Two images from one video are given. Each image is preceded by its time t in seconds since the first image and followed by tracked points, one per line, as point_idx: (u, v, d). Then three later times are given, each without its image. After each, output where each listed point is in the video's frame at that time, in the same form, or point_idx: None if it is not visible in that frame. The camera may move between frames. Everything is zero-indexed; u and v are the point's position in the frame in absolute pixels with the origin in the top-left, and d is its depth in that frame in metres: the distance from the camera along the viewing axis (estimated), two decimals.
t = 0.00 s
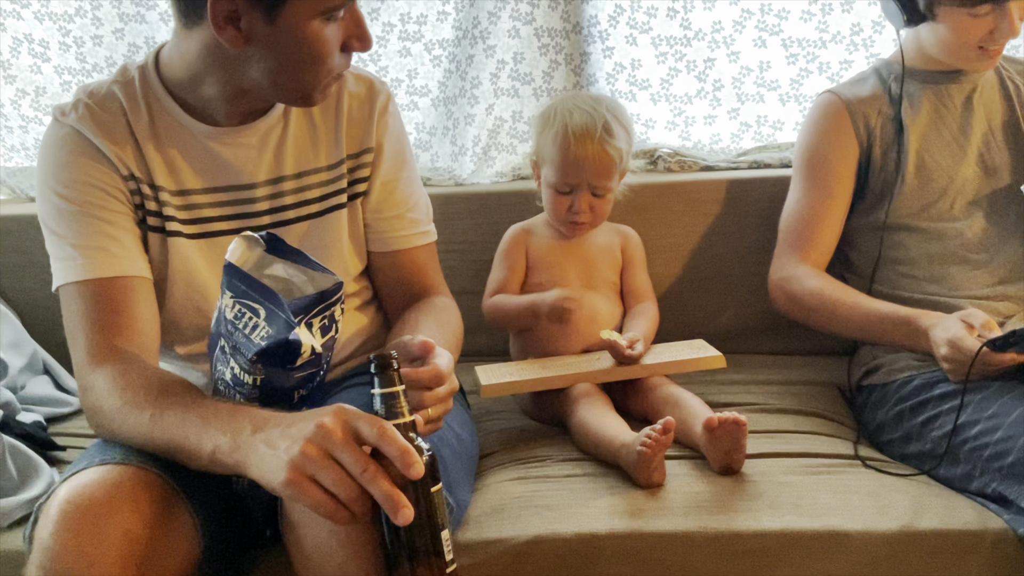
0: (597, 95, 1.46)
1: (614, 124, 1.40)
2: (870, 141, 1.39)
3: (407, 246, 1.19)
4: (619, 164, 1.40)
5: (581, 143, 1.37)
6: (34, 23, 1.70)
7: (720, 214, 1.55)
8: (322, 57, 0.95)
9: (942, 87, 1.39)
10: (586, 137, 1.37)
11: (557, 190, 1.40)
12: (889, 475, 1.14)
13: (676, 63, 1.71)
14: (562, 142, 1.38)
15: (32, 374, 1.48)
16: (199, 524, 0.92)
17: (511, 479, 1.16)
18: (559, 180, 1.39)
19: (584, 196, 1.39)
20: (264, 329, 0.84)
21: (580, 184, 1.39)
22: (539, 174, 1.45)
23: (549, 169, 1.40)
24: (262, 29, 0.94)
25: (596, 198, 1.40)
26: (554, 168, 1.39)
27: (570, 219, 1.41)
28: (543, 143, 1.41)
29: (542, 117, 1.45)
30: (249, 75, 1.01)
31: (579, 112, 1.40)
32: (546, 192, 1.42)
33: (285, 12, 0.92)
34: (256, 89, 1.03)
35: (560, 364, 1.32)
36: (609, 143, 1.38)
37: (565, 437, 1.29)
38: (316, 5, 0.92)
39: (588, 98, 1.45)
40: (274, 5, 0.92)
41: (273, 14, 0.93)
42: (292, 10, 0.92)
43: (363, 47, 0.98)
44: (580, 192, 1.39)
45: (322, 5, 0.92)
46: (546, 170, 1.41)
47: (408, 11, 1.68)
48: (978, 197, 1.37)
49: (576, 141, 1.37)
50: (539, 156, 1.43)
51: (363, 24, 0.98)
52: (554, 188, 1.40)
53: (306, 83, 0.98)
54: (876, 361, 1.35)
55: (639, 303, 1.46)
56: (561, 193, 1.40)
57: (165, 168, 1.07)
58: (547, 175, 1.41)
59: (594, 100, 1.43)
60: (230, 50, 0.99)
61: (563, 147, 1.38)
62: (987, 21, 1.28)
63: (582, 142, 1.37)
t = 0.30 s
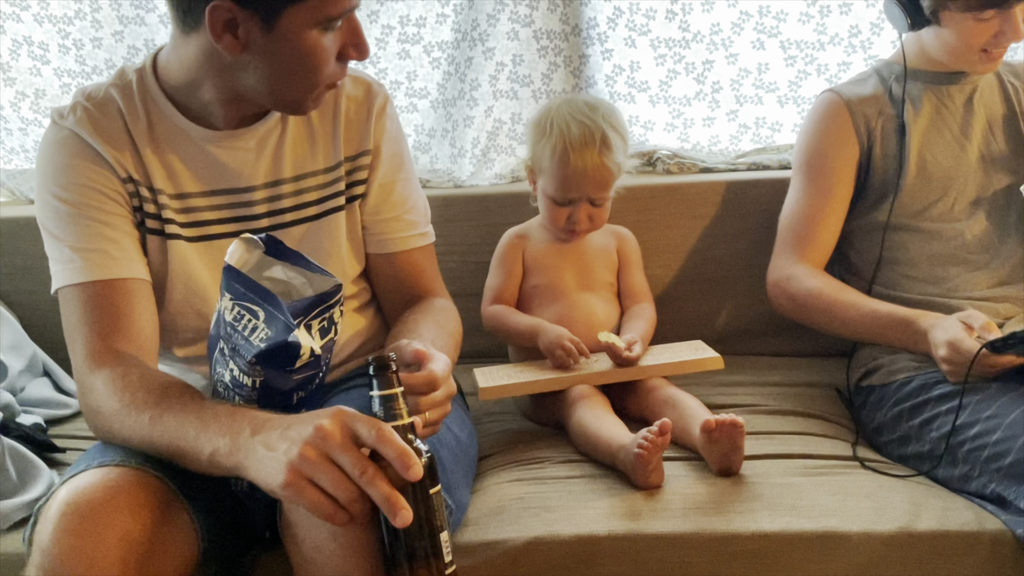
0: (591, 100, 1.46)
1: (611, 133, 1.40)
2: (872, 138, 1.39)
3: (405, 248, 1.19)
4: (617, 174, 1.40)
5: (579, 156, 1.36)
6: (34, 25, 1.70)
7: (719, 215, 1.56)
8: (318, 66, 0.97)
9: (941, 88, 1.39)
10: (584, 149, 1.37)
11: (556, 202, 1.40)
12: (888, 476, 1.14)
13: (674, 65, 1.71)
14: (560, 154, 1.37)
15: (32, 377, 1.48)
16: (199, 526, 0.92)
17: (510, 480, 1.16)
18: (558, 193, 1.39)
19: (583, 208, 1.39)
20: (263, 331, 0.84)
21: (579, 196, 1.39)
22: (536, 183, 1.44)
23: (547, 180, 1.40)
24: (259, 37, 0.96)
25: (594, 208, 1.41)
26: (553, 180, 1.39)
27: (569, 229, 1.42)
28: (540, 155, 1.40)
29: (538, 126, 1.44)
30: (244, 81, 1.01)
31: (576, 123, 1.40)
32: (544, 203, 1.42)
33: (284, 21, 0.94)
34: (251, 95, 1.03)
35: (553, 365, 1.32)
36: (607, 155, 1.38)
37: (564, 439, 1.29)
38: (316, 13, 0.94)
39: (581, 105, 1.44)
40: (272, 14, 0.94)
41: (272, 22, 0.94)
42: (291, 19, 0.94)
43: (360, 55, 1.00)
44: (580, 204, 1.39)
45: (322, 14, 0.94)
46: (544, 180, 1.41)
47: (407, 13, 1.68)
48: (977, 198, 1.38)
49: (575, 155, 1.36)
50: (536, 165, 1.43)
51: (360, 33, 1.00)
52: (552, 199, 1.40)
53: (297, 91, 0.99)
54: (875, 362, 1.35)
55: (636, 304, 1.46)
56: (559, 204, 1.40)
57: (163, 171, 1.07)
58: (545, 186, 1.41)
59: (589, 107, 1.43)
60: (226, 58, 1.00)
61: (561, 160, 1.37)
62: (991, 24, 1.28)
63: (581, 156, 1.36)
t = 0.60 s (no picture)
0: (592, 103, 1.46)
1: (613, 136, 1.40)
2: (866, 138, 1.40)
3: (405, 248, 1.19)
4: (619, 178, 1.41)
5: (582, 162, 1.36)
6: (35, 26, 1.70)
7: (719, 216, 1.56)
8: (315, 73, 0.97)
9: (936, 88, 1.39)
10: (587, 154, 1.37)
11: (557, 206, 1.40)
12: (888, 477, 1.14)
13: (674, 65, 1.71)
14: (563, 160, 1.37)
15: (32, 377, 1.48)
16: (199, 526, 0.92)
17: (511, 481, 1.16)
18: (560, 197, 1.39)
19: (586, 212, 1.40)
20: (263, 332, 0.84)
21: (582, 201, 1.39)
22: (537, 186, 1.44)
23: (549, 184, 1.40)
24: (257, 43, 0.95)
25: (597, 212, 1.41)
26: (555, 184, 1.39)
27: (572, 232, 1.42)
28: (542, 158, 1.41)
29: (539, 130, 1.44)
30: (241, 87, 1.01)
31: (577, 127, 1.39)
32: (547, 207, 1.42)
33: (281, 28, 0.93)
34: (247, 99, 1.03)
35: (554, 366, 1.33)
36: (610, 159, 1.38)
37: (564, 440, 1.29)
38: (312, 21, 0.93)
39: (582, 108, 1.44)
40: (270, 20, 0.93)
41: (269, 29, 0.94)
42: (288, 26, 0.93)
43: (358, 59, 1.00)
44: (583, 208, 1.40)
45: (321, 20, 0.93)
46: (546, 184, 1.41)
47: (407, 14, 1.68)
48: (977, 198, 1.38)
49: (577, 159, 1.36)
50: (538, 170, 1.43)
51: (357, 37, 0.99)
52: (554, 204, 1.40)
53: (296, 96, 0.99)
54: (875, 363, 1.35)
55: (636, 305, 1.46)
56: (562, 208, 1.40)
57: (162, 172, 1.07)
58: (547, 190, 1.41)
59: (591, 111, 1.43)
60: (223, 62, 1.00)
61: (564, 165, 1.37)
62: (977, 21, 1.28)
63: (583, 160, 1.36)
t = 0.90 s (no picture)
0: (594, 104, 1.45)
1: (617, 137, 1.40)
2: (861, 139, 1.40)
3: (405, 248, 1.20)
4: (623, 179, 1.41)
5: (587, 164, 1.37)
6: (35, 26, 1.70)
7: (719, 216, 1.56)
8: (314, 77, 0.97)
9: (928, 90, 1.39)
10: (591, 157, 1.37)
11: (561, 208, 1.40)
12: (889, 477, 1.14)
13: (675, 66, 1.71)
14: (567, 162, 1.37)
15: (33, 378, 1.48)
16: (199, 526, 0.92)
17: (511, 482, 1.16)
18: (564, 199, 1.39)
19: (590, 213, 1.40)
20: (264, 332, 0.84)
21: (587, 203, 1.39)
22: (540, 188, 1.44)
23: (553, 186, 1.40)
24: (254, 49, 0.95)
25: (601, 213, 1.41)
26: (559, 186, 1.39)
27: (576, 233, 1.42)
28: (545, 160, 1.41)
29: (541, 133, 1.44)
30: (240, 91, 1.01)
31: (581, 128, 1.40)
32: (550, 209, 1.42)
33: (278, 34, 0.93)
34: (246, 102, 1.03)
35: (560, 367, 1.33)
36: (614, 160, 1.38)
37: (564, 440, 1.29)
38: (310, 27, 0.93)
39: (584, 109, 1.44)
40: (267, 27, 0.93)
41: (266, 35, 0.94)
42: (285, 32, 0.93)
43: (356, 65, 0.99)
44: (587, 209, 1.40)
45: (318, 27, 0.93)
46: (550, 187, 1.41)
47: (408, 14, 1.68)
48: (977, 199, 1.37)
49: (582, 162, 1.37)
50: (541, 172, 1.43)
51: (355, 41, 0.99)
52: (558, 206, 1.40)
53: (295, 100, 0.98)
54: (874, 364, 1.35)
55: (637, 306, 1.46)
56: (566, 210, 1.40)
57: (162, 173, 1.07)
58: (551, 193, 1.41)
59: (593, 112, 1.43)
60: (221, 67, 1.00)
61: (568, 167, 1.37)
62: (899, 32, 1.33)
63: (588, 163, 1.37)
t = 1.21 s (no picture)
0: (597, 102, 1.46)
1: (619, 134, 1.40)
2: (862, 140, 1.40)
3: (405, 247, 1.20)
4: (625, 176, 1.41)
5: (588, 161, 1.37)
6: (36, 26, 1.70)
7: (720, 216, 1.56)
8: (312, 82, 0.97)
9: (929, 91, 1.39)
10: (593, 153, 1.37)
11: (563, 205, 1.40)
12: (889, 477, 1.14)
13: (675, 66, 1.71)
14: (569, 158, 1.37)
15: (33, 377, 1.48)
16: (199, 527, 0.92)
17: (511, 482, 1.16)
18: (566, 195, 1.39)
19: (593, 210, 1.39)
20: (264, 331, 0.84)
21: (589, 199, 1.39)
22: (543, 186, 1.44)
23: (556, 183, 1.40)
24: (252, 54, 0.95)
25: (604, 209, 1.41)
26: (562, 183, 1.39)
27: (579, 231, 1.42)
28: (548, 157, 1.41)
29: (544, 129, 1.44)
30: (237, 93, 1.01)
31: (583, 125, 1.40)
32: (552, 206, 1.42)
33: (277, 38, 0.93)
34: (245, 106, 1.03)
35: (562, 366, 1.33)
36: (616, 157, 1.38)
37: (565, 440, 1.29)
38: (310, 32, 0.93)
39: (587, 106, 1.44)
40: (264, 32, 0.93)
41: (264, 40, 0.94)
42: (284, 36, 0.93)
43: (355, 68, 0.99)
44: (589, 206, 1.39)
45: (316, 32, 0.93)
46: (552, 183, 1.41)
47: (408, 14, 1.68)
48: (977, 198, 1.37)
49: (583, 158, 1.37)
50: (544, 169, 1.43)
51: (355, 46, 0.99)
52: (561, 203, 1.40)
53: (293, 103, 0.99)
54: (874, 364, 1.35)
55: (638, 306, 1.46)
56: (569, 207, 1.40)
57: (161, 173, 1.07)
58: (554, 189, 1.41)
59: (596, 109, 1.43)
60: (219, 71, 1.00)
61: (571, 164, 1.37)
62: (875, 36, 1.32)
63: (589, 159, 1.37)
